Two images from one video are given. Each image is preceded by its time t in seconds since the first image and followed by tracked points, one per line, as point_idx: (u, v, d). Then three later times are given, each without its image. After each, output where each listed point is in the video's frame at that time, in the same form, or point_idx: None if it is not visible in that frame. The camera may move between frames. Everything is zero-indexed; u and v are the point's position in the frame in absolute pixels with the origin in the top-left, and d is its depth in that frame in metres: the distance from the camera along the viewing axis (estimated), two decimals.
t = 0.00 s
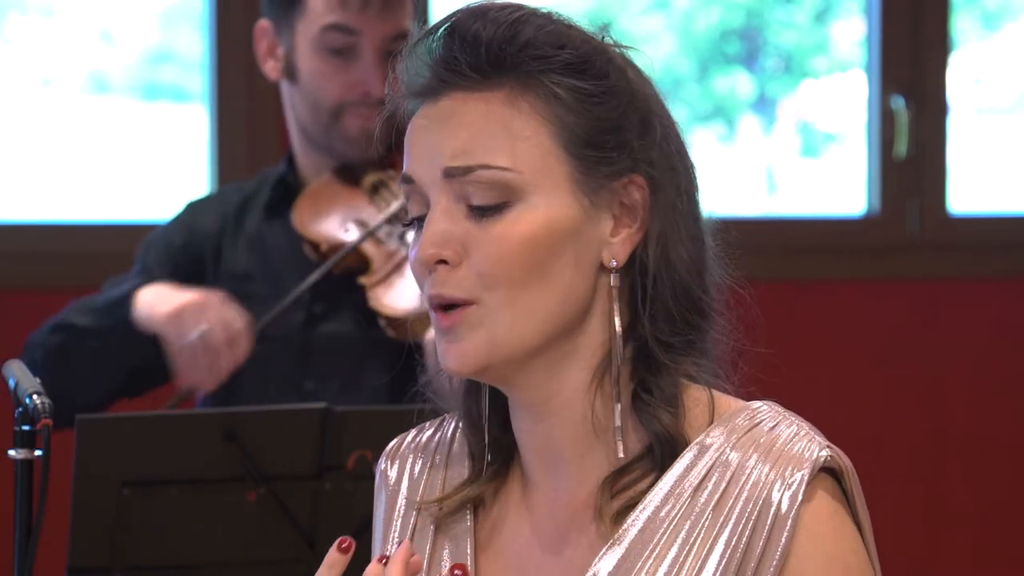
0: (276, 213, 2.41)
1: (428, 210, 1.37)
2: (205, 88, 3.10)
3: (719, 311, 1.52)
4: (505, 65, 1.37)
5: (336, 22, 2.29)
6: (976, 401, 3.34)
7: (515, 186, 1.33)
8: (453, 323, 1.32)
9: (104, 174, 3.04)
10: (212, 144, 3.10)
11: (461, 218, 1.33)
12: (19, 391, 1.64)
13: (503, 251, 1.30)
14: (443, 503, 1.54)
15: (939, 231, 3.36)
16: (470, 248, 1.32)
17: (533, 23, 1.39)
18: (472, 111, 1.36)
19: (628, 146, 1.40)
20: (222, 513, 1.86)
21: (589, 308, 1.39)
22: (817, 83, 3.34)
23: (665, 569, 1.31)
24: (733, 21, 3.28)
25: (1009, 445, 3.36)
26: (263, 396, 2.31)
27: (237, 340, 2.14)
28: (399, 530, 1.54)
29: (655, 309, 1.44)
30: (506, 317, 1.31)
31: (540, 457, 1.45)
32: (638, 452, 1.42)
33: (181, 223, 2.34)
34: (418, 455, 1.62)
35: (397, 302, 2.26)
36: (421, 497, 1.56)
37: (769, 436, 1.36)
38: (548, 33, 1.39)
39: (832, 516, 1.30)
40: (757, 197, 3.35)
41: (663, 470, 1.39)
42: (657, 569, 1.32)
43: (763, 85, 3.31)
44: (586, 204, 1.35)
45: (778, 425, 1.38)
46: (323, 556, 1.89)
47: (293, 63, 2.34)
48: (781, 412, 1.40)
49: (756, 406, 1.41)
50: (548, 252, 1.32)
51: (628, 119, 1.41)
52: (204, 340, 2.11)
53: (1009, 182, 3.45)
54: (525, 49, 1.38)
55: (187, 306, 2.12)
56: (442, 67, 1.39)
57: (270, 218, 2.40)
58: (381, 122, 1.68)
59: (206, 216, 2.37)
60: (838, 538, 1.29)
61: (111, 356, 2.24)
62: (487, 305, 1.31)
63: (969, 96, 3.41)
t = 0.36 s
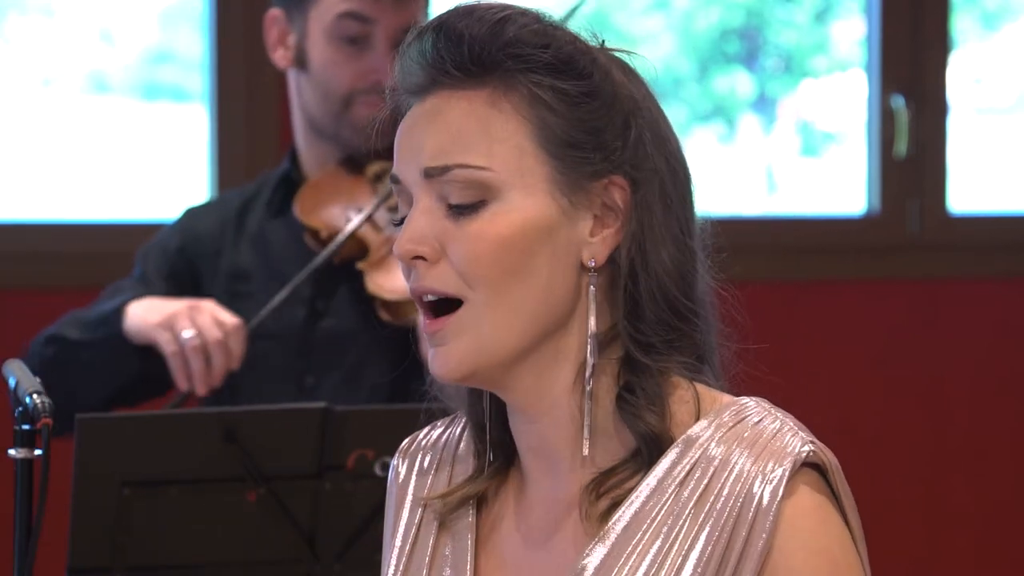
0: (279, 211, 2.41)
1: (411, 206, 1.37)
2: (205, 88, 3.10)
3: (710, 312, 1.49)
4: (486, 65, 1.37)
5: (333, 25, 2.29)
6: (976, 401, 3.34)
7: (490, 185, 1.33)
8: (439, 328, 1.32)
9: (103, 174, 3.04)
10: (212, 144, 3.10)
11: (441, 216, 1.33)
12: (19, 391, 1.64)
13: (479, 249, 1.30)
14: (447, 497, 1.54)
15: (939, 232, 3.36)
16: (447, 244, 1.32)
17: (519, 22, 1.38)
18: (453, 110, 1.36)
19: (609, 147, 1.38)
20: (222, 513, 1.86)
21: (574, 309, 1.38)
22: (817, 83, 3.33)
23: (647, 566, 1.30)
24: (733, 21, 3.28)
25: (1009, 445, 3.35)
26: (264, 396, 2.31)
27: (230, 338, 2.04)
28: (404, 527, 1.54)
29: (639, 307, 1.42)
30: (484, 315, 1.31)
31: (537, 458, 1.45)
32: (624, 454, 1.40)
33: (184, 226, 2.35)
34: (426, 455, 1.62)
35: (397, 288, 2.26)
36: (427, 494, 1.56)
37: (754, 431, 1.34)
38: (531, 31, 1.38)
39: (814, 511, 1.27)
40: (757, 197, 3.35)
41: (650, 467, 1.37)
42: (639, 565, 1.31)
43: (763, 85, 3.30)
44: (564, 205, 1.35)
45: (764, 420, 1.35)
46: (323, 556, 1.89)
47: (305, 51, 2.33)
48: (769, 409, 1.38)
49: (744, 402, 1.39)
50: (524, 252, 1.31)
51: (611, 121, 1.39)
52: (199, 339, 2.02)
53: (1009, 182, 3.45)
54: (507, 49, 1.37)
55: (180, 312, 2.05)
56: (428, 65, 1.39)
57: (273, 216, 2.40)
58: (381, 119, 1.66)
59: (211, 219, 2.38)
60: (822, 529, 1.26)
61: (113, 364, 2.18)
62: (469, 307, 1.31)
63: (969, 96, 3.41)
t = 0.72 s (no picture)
0: (286, 208, 2.41)
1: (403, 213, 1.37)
2: (205, 88, 3.09)
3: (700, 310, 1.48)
4: (476, 69, 1.36)
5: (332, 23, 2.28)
6: (976, 401, 3.34)
7: (483, 189, 1.32)
8: (434, 326, 1.31)
9: (104, 173, 3.04)
10: (213, 143, 3.09)
11: (433, 222, 1.33)
12: (19, 391, 1.64)
13: (475, 254, 1.29)
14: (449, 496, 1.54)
15: (939, 231, 3.35)
16: (442, 250, 1.31)
17: (506, 27, 1.37)
18: (444, 116, 1.35)
19: (600, 148, 1.38)
20: (222, 513, 1.85)
21: (567, 312, 1.38)
22: (817, 82, 3.33)
23: (629, 561, 1.31)
24: (733, 20, 3.28)
25: (1008, 446, 3.35)
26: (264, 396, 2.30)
27: (117, 377, 1.92)
28: (409, 524, 1.55)
29: (634, 308, 1.41)
30: (481, 318, 1.30)
31: (531, 457, 1.44)
32: (610, 454, 1.40)
33: (190, 227, 2.39)
34: (430, 454, 1.62)
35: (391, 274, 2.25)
36: (430, 492, 1.57)
37: (736, 425, 1.33)
38: (520, 36, 1.37)
39: (795, 505, 1.26)
40: (756, 196, 3.35)
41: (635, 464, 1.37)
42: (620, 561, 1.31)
43: (763, 84, 3.30)
44: (556, 207, 1.34)
45: (747, 414, 1.34)
46: (322, 555, 1.89)
47: (310, 50, 2.32)
48: (754, 402, 1.37)
49: (729, 396, 1.37)
50: (519, 254, 1.31)
51: (600, 123, 1.39)
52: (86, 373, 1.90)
53: (1009, 182, 3.44)
54: (497, 53, 1.36)
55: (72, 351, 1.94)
56: (416, 70, 1.38)
57: (281, 212, 2.41)
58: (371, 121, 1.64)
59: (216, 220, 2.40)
60: (803, 524, 1.24)
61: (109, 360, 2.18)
62: (466, 309, 1.30)
63: (969, 95, 3.41)
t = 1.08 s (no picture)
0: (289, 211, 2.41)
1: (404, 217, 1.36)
2: (205, 87, 3.08)
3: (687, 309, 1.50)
4: (477, 71, 1.36)
5: (331, 24, 2.28)
6: (976, 401, 3.33)
7: (489, 189, 1.32)
8: (436, 323, 1.31)
9: (105, 174, 3.03)
10: (213, 143, 3.08)
11: (437, 224, 1.32)
12: (19, 390, 1.63)
13: (484, 254, 1.29)
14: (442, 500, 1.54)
15: (939, 231, 3.35)
16: (450, 252, 1.30)
17: (503, 31, 1.39)
18: (447, 118, 1.34)
19: (600, 148, 1.39)
20: (222, 513, 1.85)
21: (566, 311, 1.38)
22: (817, 82, 3.33)
23: (619, 559, 1.31)
24: (733, 20, 3.27)
25: (1009, 446, 3.34)
26: (264, 396, 2.30)
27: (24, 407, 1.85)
28: (401, 530, 1.54)
29: (630, 303, 1.42)
30: (489, 318, 1.30)
31: (524, 455, 1.44)
32: (604, 445, 1.39)
33: (197, 234, 2.39)
34: (420, 456, 1.63)
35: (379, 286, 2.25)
36: (421, 495, 1.57)
37: (723, 421, 1.33)
38: (517, 39, 1.39)
39: (783, 499, 1.26)
40: (756, 196, 3.34)
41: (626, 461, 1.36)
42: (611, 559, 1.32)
43: (763, 85, 3.29)
44: (560, 205, 1.34)
45: (733, 410, 1.34)
46: (322, 555, 1.89)
47: (296, 57, 2.33)
48: (741, 399, 1.37)
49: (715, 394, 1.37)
50: (526, 252, 1.31)
51: (600, 123, 1.40)
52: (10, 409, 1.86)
53: (1010, 182, 3.44)
54: (497, 55, 1.37)
55: None
56: (414, 74, 1.38)
57: (284, 216, 2.41)
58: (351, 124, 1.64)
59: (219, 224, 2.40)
60: (791, 518, 1.24)
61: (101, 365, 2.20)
62: (474, 309, 1.30)
63: (969, 95, 3.40)
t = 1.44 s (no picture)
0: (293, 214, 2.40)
1: (404, 218, 1.35)
2: (205, 87, 3.09)
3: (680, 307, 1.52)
4: (483, 72, 1.36)
5: (327, 26, 2.28)
6: (976, 401, 3.33)
7: (497, 187, 1.32)
8: (443, 323, 1.31)
9: (105, 173, 3.03)
10: (213, 144, 3.09)
11: (444, 223, 1.32)
12: (20, 389, 1.63)
13: (492, 253, 1.29)
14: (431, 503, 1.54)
15: (939, 232, 3.35)
16: (459, 253, 1.30)
17: (504, 33, 1.39)
18: (453, 117, 1.34)
19: (599, 148, 1.40)
20: (222, 513, 1.85)
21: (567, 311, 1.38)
22: (818, 82, 3.33)
23: (621, 555, 1.31)
24: (735, 20, 3.27)
25: (1009, 446, 3.34)
26: (265, 396, 2.29)
27: None
28: (389, 531, 1.54)
29: (627, 299, 1.43)
30: (498, 318, 1.30)
31: (519, 456, 1.45)
32: (601, 439, 1.40)
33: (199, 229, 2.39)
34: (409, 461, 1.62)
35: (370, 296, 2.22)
36: (410, 497, 1.57)
37: (721, 418, 1.34)
38: (520, 40, 1.39)
39: (784, 493, 1.27)
40: (757, 196, 3.34)
41: (624, 457, 1.37)
42: (613, 555, 1.31)
43: (764, 85, 3.30)
44: (564, 204, 1.35)
45: (731, 407, 1.36)
46: (322, 555, 1.89)
47: (286, 70, 2.35)
48: (735, 396, 1.38)
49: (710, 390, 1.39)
50: (533, 251, 1.31)
51: (599, 123, 1.41)
52: None
53: (1010, 182, 3.44)
54: (501, 56, 1.37)
55: None
56: (417, 74, 1.38)
57: (288, 218, 2.40)
58: (347, 123, 1.65)
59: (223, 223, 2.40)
60: (794, 512, 1.26)
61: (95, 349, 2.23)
62: (482, 308, 1.30)
63: (970, 95, 3.40)
